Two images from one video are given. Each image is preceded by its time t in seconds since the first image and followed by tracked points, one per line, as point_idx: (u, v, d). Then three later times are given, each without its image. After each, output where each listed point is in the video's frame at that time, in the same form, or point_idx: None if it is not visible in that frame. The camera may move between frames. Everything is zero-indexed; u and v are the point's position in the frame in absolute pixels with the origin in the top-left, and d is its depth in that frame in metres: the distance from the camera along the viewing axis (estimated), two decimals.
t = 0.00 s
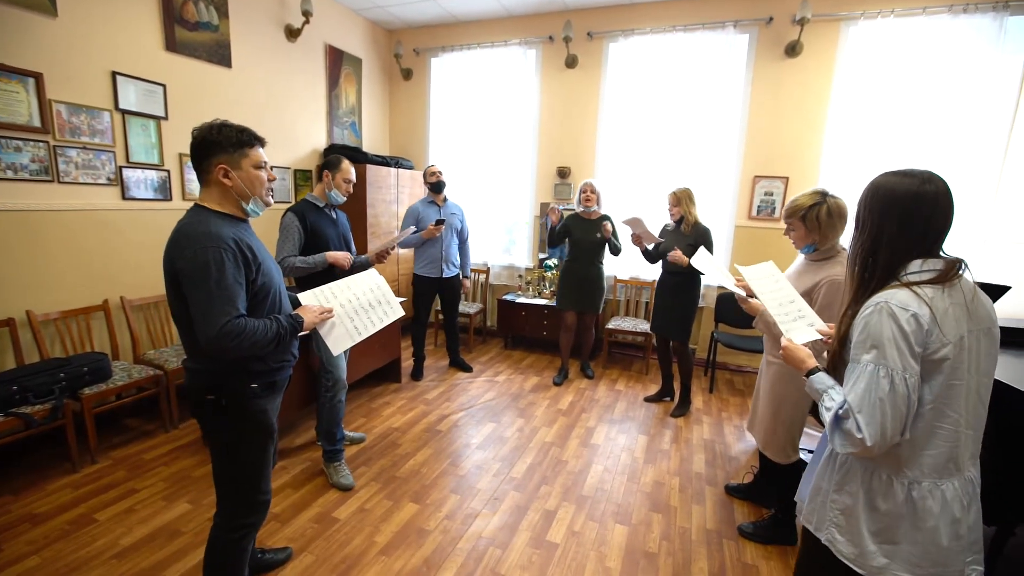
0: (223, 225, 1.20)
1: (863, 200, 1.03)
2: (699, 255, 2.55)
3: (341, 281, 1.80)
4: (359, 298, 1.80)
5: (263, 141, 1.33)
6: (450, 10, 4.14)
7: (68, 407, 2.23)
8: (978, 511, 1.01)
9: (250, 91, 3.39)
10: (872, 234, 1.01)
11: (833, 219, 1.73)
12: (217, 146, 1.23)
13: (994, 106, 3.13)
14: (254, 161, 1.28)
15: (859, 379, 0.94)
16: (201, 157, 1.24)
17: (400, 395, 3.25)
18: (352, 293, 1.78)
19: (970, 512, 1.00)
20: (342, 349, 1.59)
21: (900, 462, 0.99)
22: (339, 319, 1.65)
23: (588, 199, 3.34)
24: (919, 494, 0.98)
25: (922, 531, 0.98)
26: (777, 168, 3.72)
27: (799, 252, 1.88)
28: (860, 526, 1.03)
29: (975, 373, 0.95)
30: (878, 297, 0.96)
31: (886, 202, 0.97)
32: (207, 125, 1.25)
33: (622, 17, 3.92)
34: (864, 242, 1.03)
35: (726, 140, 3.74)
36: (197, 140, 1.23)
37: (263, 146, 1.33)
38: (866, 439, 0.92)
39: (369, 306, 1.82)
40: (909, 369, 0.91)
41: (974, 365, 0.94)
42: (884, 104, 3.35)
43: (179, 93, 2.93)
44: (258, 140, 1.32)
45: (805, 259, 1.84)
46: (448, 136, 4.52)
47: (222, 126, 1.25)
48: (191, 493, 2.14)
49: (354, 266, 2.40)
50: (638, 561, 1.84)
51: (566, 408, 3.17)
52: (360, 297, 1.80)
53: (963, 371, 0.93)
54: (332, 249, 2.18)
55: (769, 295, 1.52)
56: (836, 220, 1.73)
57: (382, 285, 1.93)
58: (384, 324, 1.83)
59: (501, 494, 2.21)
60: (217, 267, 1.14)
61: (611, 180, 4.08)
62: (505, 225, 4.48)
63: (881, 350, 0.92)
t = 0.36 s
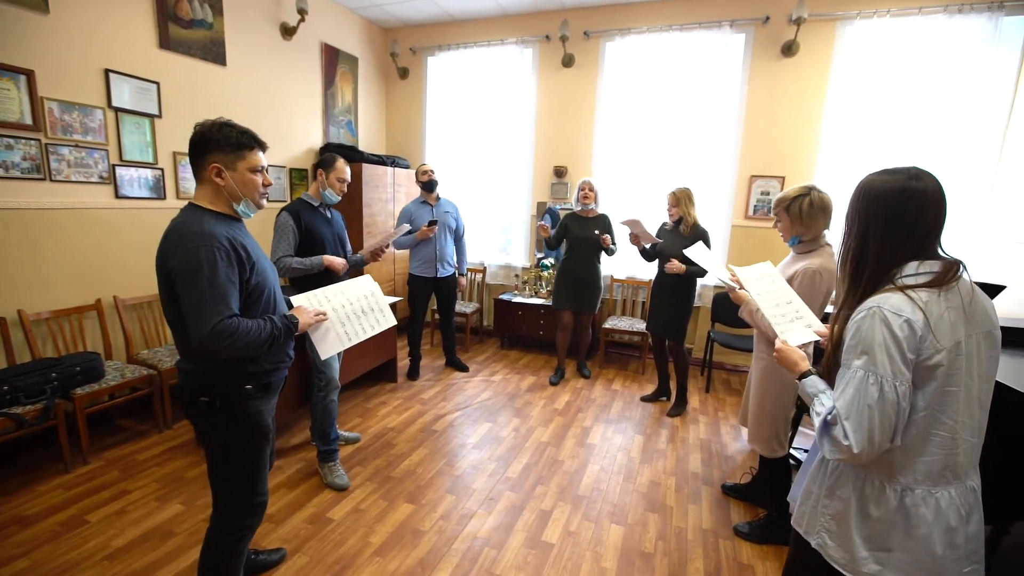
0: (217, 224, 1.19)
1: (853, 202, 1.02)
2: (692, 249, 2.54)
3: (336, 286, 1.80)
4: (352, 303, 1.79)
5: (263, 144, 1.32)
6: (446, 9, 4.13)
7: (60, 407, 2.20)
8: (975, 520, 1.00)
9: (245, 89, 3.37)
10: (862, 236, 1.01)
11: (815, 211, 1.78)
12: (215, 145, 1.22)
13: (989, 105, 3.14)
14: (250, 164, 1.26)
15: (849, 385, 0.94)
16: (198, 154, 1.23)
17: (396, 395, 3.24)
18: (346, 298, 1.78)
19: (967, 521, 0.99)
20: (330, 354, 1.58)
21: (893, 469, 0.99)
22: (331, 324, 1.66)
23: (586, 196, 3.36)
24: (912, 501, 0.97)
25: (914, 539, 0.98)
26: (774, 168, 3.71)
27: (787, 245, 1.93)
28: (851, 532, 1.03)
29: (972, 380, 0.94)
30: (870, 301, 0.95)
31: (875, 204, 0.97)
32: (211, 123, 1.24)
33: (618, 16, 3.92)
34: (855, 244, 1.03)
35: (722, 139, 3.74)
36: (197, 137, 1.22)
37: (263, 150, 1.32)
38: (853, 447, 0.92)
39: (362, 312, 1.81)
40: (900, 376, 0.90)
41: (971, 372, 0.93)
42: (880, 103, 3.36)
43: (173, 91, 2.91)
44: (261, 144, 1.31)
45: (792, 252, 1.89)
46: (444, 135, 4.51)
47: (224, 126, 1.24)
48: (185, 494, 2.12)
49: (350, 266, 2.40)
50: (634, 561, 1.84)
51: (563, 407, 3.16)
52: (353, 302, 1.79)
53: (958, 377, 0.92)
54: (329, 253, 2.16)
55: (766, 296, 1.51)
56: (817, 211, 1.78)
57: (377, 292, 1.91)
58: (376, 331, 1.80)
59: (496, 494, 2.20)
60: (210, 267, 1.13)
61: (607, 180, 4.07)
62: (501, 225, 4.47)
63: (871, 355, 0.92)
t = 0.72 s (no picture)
0: (206, 223, 1.18)
1: (870, 191, 1.02)
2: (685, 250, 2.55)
3: (332, 286, 1.79)
4: (348, 302, 1.78)
5: (253, 140, 1.31)
6: (443, 8, 4.12)
7: (52, 408, 2.18)
8: (965, 531, 0.99)
9: (240, 87, 3.35)
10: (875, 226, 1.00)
11: (801, 205, 1.83)
12: (203, 141, 1.21)
13: (984, 106, 3.15)
14: (240, 160, 1.25)
15: (847, 377, 0.93)
16: (186, 151, 1.21)
17: (392, 395, 3.23)
18: (341, 298, 1.77)
19: (957, 532, 0.98)
20: (327, 354, 1.56)
21: (885, 473, 0.99)
22: (328, 324, 1.64)
23: (587, 197, 3.37)
24: (902, 507, 0.97)
25: (901, 547, 0.97)
26: (771, 168, 3.72)
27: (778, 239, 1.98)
28: (838, 536, 1.04)
29: (972, 385, 0.94)
30: (878, 291, 0.95)
31: (891, 194, 0.96)
32: (198, 118, 1.22)
33: (615, 16, 3.91)
34: (869, 236, 1.02)
35: (719, 139, 3.75)
36: (184, 132, 1.21)
37: (253, 146, 1.31)
38: (847, 441, 0.92)
39: (359, 312, 1.80)
40: (902, 370, 0.90)
41: (971, 377, 0.93)
42: (876, 103, 3.36)
43: (168, 90, 2.89)
44: (251, 139, 1.29)
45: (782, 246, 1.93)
46: (441, 134, 4.50)
47: (211, 121, 1.23)
48: (179, 495, 2.11)
49: (345, 266, 2.37)
50: (630, 560, 1.83)
51: (560, 407, 3.16)
52: (350, 303, 1.79)
53: (958, 379, 0.92)
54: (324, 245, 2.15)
55: (768, 294, 1.50)
56: (802, 206, 1.83)
57: (374, 292, 1.91)
58: (373, 330, 1.79)
59: (493, 495, 2.19)
60: (199, 266, 1.12)
61: (604, 180, 4.07)
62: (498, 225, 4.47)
63: (873, 347, 0.91)
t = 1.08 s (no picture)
0: (199, 225, 1.17)
1: (881, 195, 1.02)
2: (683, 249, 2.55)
3: (328, 289, 1.79)
4: (344, 307, 1.78)
5: (250, 140, 1.31)
6: (442, 9, 4.12)
7: (49, 409, 2.17)
8: (957, 548, 0.99)
9: (238, 87, 3.34)
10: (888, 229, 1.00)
11: (797, 205, 1.85)
12: (199, 141, 1.20)
13: (981, 107, 3.17)
14: (237, 160, 1.25)
15: (846, 378, 0.94)
16: (181, 150, 1.21)
17: (391, 395, 3.23)
18: (337, 302, 1.77)
19: (947, 547, 0.98)
20: (319, 361, 1.58)
21: (876, 478, 0.99)
22: (322, 327, 1.64)
23: (588, 199, 3.35)
24: (890, 514, 0.98)
25: (886, 555, 0.98)
26: (769, 168, 3.73)
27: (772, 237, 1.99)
28: (821, 537, 1.05)
29: (974, 398, 0.94)
30: (885, 294, 0.95)
31: (902, 198, 0.97)
32: (192, 117, 1.22)
33: (613, 17, 3.93)
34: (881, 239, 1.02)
35: (717, 140, 3.76)
36: (179, 131, 1.21)
37: (250, 146, 1.31)
38: (840, 442, 0.93)
39: (355, 317, 1.79)
40: (902, 374, 0.90)
41: (974, 390, 0.93)
42: (873, 104, 3.38)
43: (165, 90, 2.88)
44: (247, 138, 1.29)
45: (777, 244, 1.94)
46: (440, 135, 4.50)
47: (208, 121, 1.22)
48: (177, 497, 2.10)
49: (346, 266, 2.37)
50: (630, 561, 1.83)
51: (559, 408, 3.16)
52: (346, 307, 1.78)
53: (958, 390, 0.92)
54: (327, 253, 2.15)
55: (774, 295, 1.51)
56: (799, 205, 1.85)
57: (371, 296, 1.90)
58: (369, 336, 1.78)
59: (492, 495, 2.19)
60: (190, 271, 1.11)
61: (603, 181, 4.08)
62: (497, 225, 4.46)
63: (875, 349, 0.92)
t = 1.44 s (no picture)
0: (190, 225, 1.17)
1: (868, 192, 1.02)
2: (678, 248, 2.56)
3: (322, 290, 1.81)
4: (336, 310, 1.77)
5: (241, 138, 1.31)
6: (439, 9, 4.12)
7: (45, 411, 2.16)
8: (947, 531, 1.00)
9: (234, 87, 3.34)
10: (871, 227, 1.00)
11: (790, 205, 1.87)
12: (190, 140, 1.20)
13: (974, 108, 3.19)
14: (229, 157, 1.25)
15: (830, 374, 0.95)
16: (172, 151, 1.20)
17: (389, 396, 3.23)
18: (330, 303, 1.78)
19: (938, 533, 0.99)
20: (311, 362, 1.61)
21: (867, 472, 1.00)
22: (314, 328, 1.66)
23: (587, 198, 3.37)
24: (885, 507, 0.98)
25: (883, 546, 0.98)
26: (765, 169, 3.75)
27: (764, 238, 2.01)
28: (821, 533, 1.05)
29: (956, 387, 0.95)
30: (864, 291, 0.96)
31: (886, 196, 0.97)
32: (180, 117, 1.22)
33: (610, 18, 3.94)
34: (863, 237, 1.02)
35: (714, 141, 3.77)
36: (167, 132, 1.20)
37: (241, 143, 1.31)
38: (827, 438, 0.94)
39: (346, 321, 1.78)
40: (883, 369, 0.91)
41: (955, 379, 0.94)
42: (868, 105, 3.40)
43: (162, 90, 2.88)
44: (237, 136, 1.29)
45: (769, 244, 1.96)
46: (437, 135, 4.50)
47: (197, 119, 1.22)
48: (174, 498, 2.09)
49: (344, 266, 2.37)
50: (628, 561, 1.84)
51: (557, 407, 3.17)
52: (338, 309, 1.78)
53: (941, 380, 0.93)
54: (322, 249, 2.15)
55: (762, 293, 1.52)
56: (791, 205, 1.87)
57: (364, 299, 1.88)
58: (359, 341, 1.77)
59: (490, 495, 2.19)
60: (183, 271, 1.11)
61: (600, 181, 4.09)
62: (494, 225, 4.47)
63: (856, 345, 0.93)
